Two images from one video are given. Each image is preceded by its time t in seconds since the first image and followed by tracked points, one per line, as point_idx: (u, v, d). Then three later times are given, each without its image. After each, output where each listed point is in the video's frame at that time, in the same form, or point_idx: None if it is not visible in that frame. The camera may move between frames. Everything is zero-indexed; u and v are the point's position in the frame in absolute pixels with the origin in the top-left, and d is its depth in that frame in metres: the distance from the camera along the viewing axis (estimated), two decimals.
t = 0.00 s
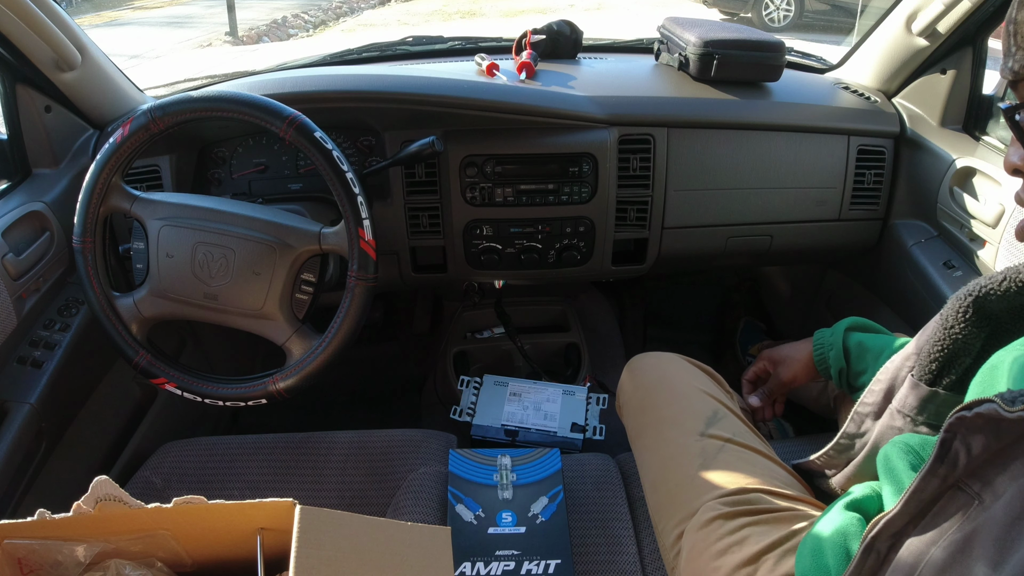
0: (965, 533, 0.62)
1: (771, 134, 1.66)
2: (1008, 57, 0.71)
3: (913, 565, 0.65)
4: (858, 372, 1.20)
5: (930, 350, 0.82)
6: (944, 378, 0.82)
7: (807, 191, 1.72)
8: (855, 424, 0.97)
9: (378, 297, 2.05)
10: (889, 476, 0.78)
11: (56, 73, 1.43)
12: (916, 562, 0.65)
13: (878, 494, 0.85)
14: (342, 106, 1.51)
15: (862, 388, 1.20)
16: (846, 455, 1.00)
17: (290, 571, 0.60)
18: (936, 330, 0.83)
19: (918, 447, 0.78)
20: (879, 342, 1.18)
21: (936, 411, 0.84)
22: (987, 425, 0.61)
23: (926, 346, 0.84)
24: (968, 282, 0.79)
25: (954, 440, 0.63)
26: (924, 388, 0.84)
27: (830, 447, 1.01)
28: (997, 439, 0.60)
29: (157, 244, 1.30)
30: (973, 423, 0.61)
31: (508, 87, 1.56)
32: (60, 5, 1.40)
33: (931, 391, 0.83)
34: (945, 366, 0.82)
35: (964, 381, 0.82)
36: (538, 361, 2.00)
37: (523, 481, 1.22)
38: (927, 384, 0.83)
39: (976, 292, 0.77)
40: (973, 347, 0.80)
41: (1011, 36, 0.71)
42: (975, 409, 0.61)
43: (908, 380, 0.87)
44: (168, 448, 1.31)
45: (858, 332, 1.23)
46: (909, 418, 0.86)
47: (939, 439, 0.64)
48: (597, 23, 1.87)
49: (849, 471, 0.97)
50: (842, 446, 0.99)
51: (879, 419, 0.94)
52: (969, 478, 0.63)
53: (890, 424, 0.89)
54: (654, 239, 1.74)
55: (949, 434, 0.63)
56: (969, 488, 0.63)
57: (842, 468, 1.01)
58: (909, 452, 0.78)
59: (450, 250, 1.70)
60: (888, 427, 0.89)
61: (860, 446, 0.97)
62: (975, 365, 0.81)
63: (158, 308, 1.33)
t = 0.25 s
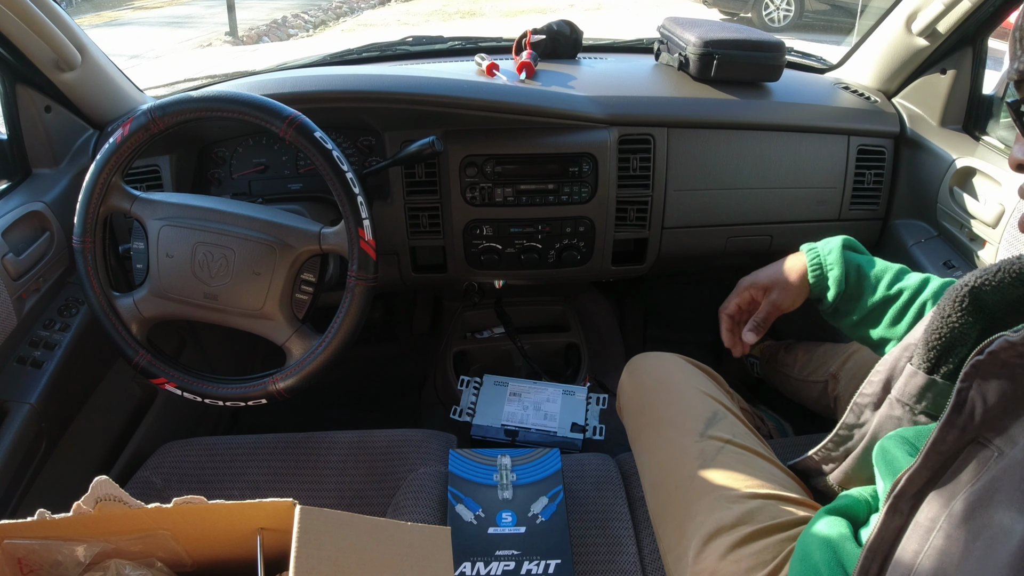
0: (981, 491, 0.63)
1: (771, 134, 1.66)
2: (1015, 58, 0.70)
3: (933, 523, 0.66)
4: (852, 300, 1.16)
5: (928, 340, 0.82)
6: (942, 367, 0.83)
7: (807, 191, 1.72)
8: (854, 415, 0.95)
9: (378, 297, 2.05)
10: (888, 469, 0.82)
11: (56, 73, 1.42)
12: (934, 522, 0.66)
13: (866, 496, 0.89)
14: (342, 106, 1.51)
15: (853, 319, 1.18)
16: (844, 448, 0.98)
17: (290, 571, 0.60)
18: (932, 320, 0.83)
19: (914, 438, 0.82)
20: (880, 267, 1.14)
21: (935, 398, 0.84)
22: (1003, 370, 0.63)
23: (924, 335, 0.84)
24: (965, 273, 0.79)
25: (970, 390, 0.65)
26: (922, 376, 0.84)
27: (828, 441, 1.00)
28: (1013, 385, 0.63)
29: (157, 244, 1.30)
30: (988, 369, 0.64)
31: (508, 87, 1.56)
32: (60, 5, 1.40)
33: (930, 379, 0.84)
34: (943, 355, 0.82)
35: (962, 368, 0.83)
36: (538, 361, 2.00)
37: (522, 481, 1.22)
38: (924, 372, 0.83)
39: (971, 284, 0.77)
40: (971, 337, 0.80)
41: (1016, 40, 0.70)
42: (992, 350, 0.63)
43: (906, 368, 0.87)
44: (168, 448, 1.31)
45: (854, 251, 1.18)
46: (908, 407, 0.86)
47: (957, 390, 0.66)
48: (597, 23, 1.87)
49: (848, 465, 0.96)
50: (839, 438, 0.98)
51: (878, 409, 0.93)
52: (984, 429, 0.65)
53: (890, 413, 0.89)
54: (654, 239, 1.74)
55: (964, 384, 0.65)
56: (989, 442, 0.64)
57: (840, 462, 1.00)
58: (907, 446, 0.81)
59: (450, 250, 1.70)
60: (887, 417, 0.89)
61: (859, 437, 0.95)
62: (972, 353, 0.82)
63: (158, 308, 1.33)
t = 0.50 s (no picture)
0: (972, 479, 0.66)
1: (771, 134, 1.66)
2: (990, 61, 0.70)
3: (933, 515, 0.67)
4: (860, 284, 1.19)
5: (919, 333, 0.83)
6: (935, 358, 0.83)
7: (807, 191, 1.72)
8: (854, 412, 0.94)
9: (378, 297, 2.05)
10: (882, 465, 0.85)
11: (56, 73, 1.43)
12: (934, 514, 0.67)
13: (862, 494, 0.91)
14: (343, 106, 1.51)
15: (857, 307, 1.20)
16: (844, 447, 0.98)
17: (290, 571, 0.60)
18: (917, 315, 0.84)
19: (907, 432, 0.84)
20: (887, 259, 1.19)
21: (931, 389, 0.84)
22: (991, 356, 0.66)
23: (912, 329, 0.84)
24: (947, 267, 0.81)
25: (961, 375, 0.68)
26: (917, 367, 0.84)
27: (831, 438, 0.99)
28: (1003, 370, 0.66)
29: (157, 244, 1.30)
30: (977, 356, 0.67)
31: (508, 87, 1.56)
32: (60, 5, 1.40)
33: (924, 371, 0.83)
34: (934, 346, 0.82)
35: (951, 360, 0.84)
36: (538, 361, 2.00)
37: (523, 481, 1.22)
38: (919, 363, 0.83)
39: (955, 275, 0.79)
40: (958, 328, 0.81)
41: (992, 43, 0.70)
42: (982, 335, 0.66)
43: (899, 361, 0.87)
44: (168, 449, 1.31)
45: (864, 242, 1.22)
46: (906, 399, 0.86)
47: (948, 377, 0.68)
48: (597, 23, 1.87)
49: (848, 465, 0.96)
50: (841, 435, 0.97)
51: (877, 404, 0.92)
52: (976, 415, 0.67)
53: (888, 407, 0.88)
54: (654, 239, 1.74)
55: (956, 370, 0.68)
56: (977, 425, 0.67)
57: (842, 462, 0.99)
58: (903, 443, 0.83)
59: (450, 250, 1.70)
60: (885, 411, 0.88)
61: (859, 434, 0.94)
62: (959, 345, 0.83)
63: (158, 308, 1.33)
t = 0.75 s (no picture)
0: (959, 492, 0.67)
1: (771, 134, 1.66)
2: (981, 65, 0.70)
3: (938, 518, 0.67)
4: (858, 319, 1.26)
5: (913, 336, 0.87)
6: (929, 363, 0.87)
7: (807, 191, 1.72)
8: (849, 418, 0.96)
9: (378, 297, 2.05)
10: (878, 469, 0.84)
11: (56, 73, 1.42)
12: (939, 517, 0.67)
13: (862, 490, 0.90)
14: (342, 106, 1.51)
15: (830, 338, 1.31)
16: (842, 454, 0.99)
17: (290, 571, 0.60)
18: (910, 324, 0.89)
19: (902, 435, 0.84)
20: (854, 293, 1.31)
21: (925, 394, 0.86)
22: (978, 372, 0.69)
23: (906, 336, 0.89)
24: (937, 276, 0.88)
25: (948, 392, 0.70)
26: (911, 371, 0.86)
27: (826, 447, 1.00)
28: (989, 386, 0.68)
29: (157, 244, 1.30)
30: (963, 371, 0.70)
31: (508, 87, 1.56)
32: (60, 5, 1.40)
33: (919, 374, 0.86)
34: (928, 351, 0.86)
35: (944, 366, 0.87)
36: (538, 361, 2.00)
37: (523, 482, 1.22)
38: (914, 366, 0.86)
39: (946, 283, 0.86)
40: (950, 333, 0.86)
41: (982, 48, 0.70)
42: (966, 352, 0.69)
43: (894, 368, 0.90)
44: (168, 449, 1.30)
45: (831, 284, 1.36)
46: (901, 404, 0.87)
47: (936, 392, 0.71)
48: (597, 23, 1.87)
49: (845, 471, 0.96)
50: (835, 443, 0.98)
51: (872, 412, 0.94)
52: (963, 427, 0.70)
53: (883, 412, 0.89)
54: (654, 239, 1.73)
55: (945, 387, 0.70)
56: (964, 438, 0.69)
57: (837, 469, 1.00)
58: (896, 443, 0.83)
59: (450, 250, 1.70)
60: (881, 417, 0.89)
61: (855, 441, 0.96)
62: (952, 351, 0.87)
63: (158, 308, 1.33)
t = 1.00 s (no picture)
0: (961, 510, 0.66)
1: (771, 134, 1.66)
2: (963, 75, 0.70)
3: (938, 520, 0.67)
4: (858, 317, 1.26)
5: (909, 336, 0.87)
6: (925, 363, 0.87)
7: (807, 192, 1.72)
8: (847, 420, 0.96)
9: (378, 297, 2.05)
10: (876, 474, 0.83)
11: (57, 73, 1.43)
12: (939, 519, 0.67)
13: (861, 492, 0.90)
14: (343, 106, 1.51)
15: (831, 337, 1.30)
16: (840, 454, 0.99)
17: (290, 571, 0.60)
18: (905, 326, 0.90)
19: (900, 439, 0.83)
20: (853, 290, 1.30)
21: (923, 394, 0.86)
22: (971, 385, 0.69)
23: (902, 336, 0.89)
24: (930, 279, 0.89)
25: (941, 403, 0.70)
26: (908, 371, 0.86)
27: (825, 450, 1.00)
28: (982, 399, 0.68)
29: (157, 244, 1.30)
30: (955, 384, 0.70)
31: (508, 87, 1.56)
32: (60, 5, 1.40)
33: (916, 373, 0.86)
34: (924, 351, 0.87)
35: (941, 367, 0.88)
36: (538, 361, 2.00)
37: (522, 482, 1.22)
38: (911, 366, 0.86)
39: (940, 283, 0.87)
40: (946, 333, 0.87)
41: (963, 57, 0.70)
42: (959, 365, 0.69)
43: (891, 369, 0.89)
44: (168, 448, 1.31)
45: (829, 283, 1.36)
46: (898, 405, 0.87)
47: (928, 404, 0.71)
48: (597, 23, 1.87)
49: (844, 472, 0.96)
50: (834, 445, 0.98)
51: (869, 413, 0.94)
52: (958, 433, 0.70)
53: (881, 413, 0.89)
54: (654, 239, 1.73)
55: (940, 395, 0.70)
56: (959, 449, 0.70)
57: (837, 470, 1.00)
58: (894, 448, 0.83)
59: (450, 250, 1.70)
60: (878, 418, 0.89)
61: (853, 441, 0.96)
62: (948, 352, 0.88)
63: (158, 308, 1.33)
